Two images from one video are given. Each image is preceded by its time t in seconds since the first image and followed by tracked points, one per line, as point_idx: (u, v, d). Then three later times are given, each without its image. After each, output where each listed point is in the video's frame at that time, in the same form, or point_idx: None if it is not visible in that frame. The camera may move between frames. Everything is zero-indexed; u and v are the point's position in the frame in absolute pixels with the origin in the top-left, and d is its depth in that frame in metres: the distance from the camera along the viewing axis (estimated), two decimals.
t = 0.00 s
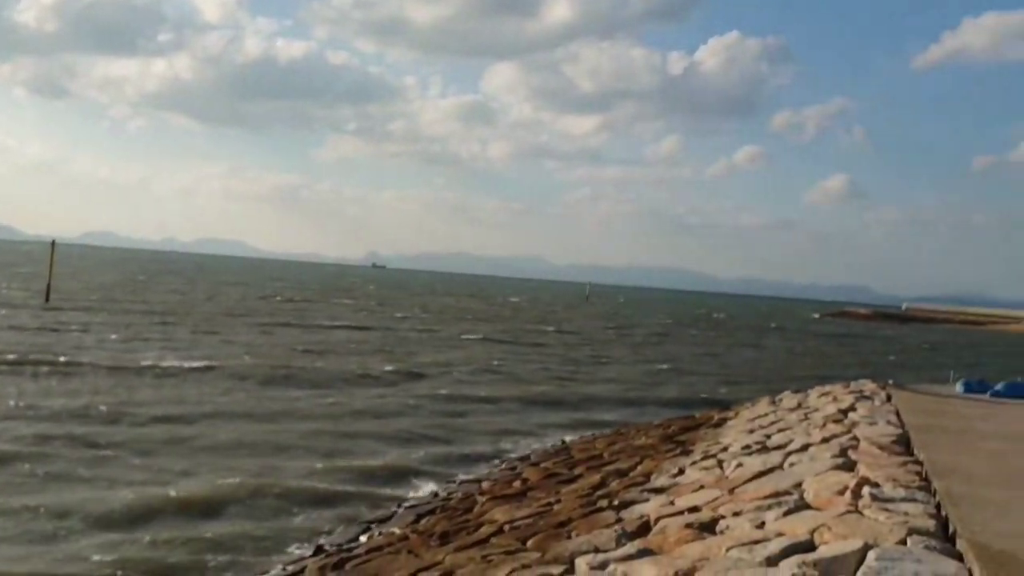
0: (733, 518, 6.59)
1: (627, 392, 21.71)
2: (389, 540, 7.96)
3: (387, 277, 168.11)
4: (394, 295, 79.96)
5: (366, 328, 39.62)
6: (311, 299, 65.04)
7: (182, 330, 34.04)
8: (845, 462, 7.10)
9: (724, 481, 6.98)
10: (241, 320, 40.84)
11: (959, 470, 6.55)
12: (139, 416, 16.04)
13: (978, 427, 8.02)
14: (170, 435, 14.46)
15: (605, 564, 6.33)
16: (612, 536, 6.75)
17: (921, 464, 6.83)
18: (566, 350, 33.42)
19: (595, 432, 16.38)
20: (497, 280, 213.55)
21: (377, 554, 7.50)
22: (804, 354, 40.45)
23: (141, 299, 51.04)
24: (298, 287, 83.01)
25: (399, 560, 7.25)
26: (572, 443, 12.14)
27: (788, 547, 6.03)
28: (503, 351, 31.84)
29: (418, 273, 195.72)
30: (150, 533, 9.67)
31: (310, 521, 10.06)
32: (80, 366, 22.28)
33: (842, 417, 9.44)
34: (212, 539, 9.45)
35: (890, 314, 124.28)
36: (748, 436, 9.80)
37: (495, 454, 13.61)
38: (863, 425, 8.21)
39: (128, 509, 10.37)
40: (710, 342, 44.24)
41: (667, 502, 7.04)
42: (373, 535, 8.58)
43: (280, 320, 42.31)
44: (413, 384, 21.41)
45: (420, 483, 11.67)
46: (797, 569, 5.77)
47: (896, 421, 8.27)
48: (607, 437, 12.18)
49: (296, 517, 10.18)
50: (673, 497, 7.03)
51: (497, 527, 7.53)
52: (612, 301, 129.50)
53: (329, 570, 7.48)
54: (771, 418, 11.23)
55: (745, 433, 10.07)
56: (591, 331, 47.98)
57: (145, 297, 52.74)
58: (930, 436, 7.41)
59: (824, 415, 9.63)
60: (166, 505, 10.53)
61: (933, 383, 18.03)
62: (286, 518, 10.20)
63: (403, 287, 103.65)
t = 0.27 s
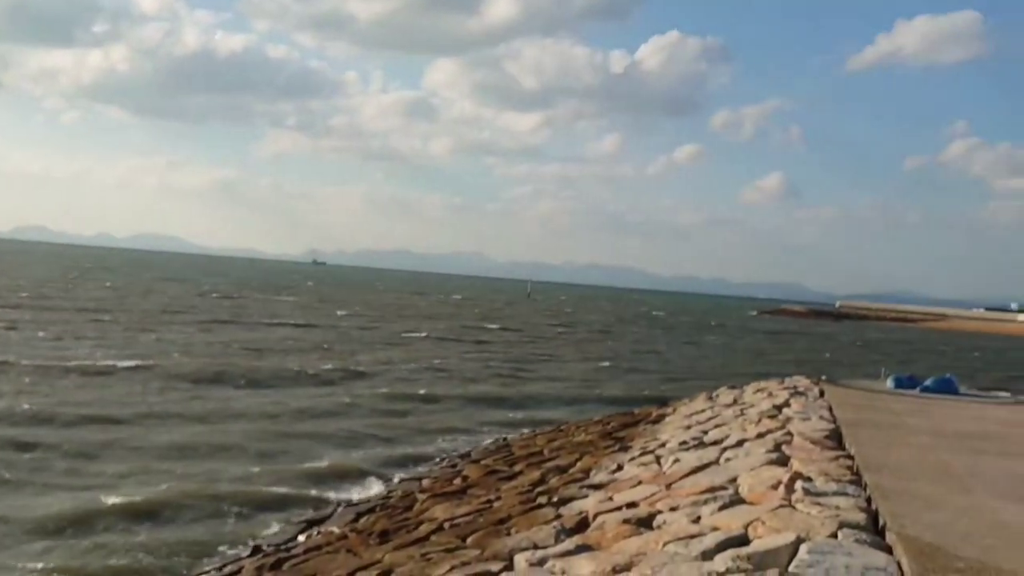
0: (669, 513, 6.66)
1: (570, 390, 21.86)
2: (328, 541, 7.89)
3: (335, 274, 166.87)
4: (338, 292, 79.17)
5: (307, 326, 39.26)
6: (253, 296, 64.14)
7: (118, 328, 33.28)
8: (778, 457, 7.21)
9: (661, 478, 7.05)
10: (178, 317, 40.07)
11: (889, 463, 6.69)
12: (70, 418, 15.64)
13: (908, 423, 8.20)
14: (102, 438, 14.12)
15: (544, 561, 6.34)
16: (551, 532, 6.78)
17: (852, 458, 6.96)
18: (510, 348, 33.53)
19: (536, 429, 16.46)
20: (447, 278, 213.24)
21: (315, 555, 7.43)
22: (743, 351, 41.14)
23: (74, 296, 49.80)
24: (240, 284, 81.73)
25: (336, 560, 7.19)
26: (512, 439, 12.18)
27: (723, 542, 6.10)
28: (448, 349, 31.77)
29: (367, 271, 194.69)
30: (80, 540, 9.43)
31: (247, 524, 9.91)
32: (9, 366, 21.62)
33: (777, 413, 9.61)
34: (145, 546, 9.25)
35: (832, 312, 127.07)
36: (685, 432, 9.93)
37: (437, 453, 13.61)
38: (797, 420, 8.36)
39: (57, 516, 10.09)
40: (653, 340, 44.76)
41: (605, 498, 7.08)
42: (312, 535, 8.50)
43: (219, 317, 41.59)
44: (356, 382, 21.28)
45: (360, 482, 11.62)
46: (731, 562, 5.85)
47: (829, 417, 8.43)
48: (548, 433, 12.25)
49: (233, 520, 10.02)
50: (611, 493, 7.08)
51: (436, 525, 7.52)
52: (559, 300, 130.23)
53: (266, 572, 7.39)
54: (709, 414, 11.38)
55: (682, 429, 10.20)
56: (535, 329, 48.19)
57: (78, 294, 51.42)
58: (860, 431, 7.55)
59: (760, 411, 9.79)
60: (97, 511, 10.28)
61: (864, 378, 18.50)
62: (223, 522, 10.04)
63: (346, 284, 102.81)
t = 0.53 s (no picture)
0: (603, 506, 6.74)
1: (506, 386, 21.95)
2: (261, 538, 7.83)
3: (273, 271, 164.77)
4: (271, 289, 78.03)
5: (241, 323, 38.68)
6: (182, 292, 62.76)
7: (42, 325, 32.24)
8: (708, 450, 7.35)
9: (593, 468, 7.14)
10: (104, 314, 39.03)
11: (814, 455, 6.86)
12: None
13: (832, 415, 8.43)
14: (24, 440, 13.71)
15: (479, 555, 6.37)
16: (485, 527, 6.82)
17: (779, 450, 7.13)
18: (447, 345, 33.54)
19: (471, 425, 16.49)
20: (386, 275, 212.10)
21: (249, 553, 7.36)
22: (676, 347, 41.79)
23: None
24: (169, 280, 79.90)
25: (270, 559, 7.14)
26: (448, 435, 12.20)
27: (654, 535, 6.20)
28: (384, 346, 31.62)
29: (305, 269, 192.35)
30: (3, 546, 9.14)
31: (179, 526, 9.76)
32: None
33: (707, 408, 9.80)
34: (72, 550, 9.03)
35: (766, 310, 129.79)
36: (618, 427, 10.08)
37: (374, 450, 13.57)
38: (726, 414, 8.55)
39: None
40: (589, 336, 45.19)
41: (538, 492, 7.15)
42: (244, 535, 8.42)
43: (146, 313, 40.65)
44: (292, 381, 21.07)
45: (295, 482, 11.53)
46: (662, 554, 5.96)
47: (757, 410, 8.63)
48: (484, 428, 12.30)
49: (163, 522, 9.86)
50: (544, 486, 7.14)
51: (371, 522, 7.51)
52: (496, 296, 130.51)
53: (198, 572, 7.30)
54: (641, 409, 11.56)
55: (615, 424, 10.34)
56: (472, 326, 48.26)
57: None
58: (787, 423, 7.73)
59: (691, 406, 9.97)
60: (21, 515, 9.98)
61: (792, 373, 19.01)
62: (153, 525, 9.86)
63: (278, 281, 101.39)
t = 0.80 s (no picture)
0: (539, 504, 6.79)
1: (448, 386, 21.97)
2: (196, 541, 7.73)
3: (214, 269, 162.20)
4: (210, 289, 76.66)
5: (177, 323, 37.98)
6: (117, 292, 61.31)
7: None
8: (643, 446, 7.45)
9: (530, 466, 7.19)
10: (35, 314, 37.98)
11: (746, 450, 6.99)
12: None
13: (763, 411, 8.60)
14: None
15: (416, 554, 6.36)
16: (422, 526, 6.82)
17: (712, 446, 7.25)
18: (389, 345, 33.40)
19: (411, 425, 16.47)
20: (331, 273, 210.00)
21: (183, 556, 7.27)
22: (618, 345, 42.22)
23: None
24: (104, 280, 77.95)
25: (205, 561, 7.06)
26: (387, 434, 12.16)
27: (589, 532, 6.27)
28: (326, 346, 31.36)
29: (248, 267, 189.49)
30: None
31: (112, 528, 9.58)
32: None
33: (643, 405, 9.94)
34: None
35: (709, 308, 131.85)
36: (555, 425, 10.16)
37: (312, 451, 13.48)
38: (661, 412, 8.67)
39: None
40: (531, 335, 45.37)
41: (476, 490, 7.17)
42: (178, 537, 8.31)
43: (79, 314, 39.64)
44: (230, 382, 20.80)
45: (232, 482, 11.40)
46: (598, 550, 6.03)
47: (690, 407, 8.78)
48: (423, 427, 12.30)
49: (95, 524, 9.67)
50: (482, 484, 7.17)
51: (308, 522, 7.47)
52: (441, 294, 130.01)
53: None
54: (579, 407, 11.68)
55: (553, 421, 10.43)
56: (415, 325, 48.10)
57: None
58: (720, 420, 7.88)
59: (627, 403, 10.11)
60: None
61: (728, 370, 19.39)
62: (84, 527, 9.66)
63: (219, 280, 99.66)
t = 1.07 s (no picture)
0: (484, 503, 6.79)
1: (395, 386, 21.94)
2: (134, 545, 7.59)
3: (158, 268, 159.29)
4: (153, 288, 75.25)
5: (117, 323, 37.24)
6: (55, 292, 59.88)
7: None
8: (587, 445, 7.51)
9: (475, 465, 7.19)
10: None
11: (687, 447, 7.08)
12: None
13: (705, 409, 8.73)
14: None
15: (360, 555, 6.32)
16: (366, 526, 6.78)
17: (654, 444, 7.33)
18: (334, 345, 33.16)
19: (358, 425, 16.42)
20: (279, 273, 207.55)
21: (121, 560, 7.13)
22: (566, 344, 42.54)
23: None
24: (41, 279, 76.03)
25: (143, 565, 6.94)
26: (330, 434, 12.08)
27: (534, 530, 6.29)
28: (271, 346, 31.06)
29: (194, 266, 186.39)
30: None
31: (49, 534, 9.38)
32: None
33: (587, 404, 10.03)
34: None
35: (656, 307, 133.36)
36: (500, 424, 10.21)
37: (256, 454, 13.32)
38: (605, 410, 8.76)
39: None
40: (478, 334, 45.42)
41: (421, 490, 7.15)
42: (116, 540, 8.15)
43: (15, 314, 38.63)
44: (173, 384, 20.50)
45: (173, 486, 11.22)
46: (541, 548, 6.05)
47: (634, 405, 8.88)
48: (368, 427, 12.24)
49: (32, 530, 9.45)
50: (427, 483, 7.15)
51: (250, 524, 7.39)
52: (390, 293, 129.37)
53: None
54: (524, 406, 11.73)
55: (497, 420, 10.47)
56: (363, 324, 47.88)
57: None
58: (663, 417, 7.97)
59: (571, 401, 10.19)
60: None
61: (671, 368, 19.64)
62: (20, 533, 9.44)
63: (161, 280, 97.89)
